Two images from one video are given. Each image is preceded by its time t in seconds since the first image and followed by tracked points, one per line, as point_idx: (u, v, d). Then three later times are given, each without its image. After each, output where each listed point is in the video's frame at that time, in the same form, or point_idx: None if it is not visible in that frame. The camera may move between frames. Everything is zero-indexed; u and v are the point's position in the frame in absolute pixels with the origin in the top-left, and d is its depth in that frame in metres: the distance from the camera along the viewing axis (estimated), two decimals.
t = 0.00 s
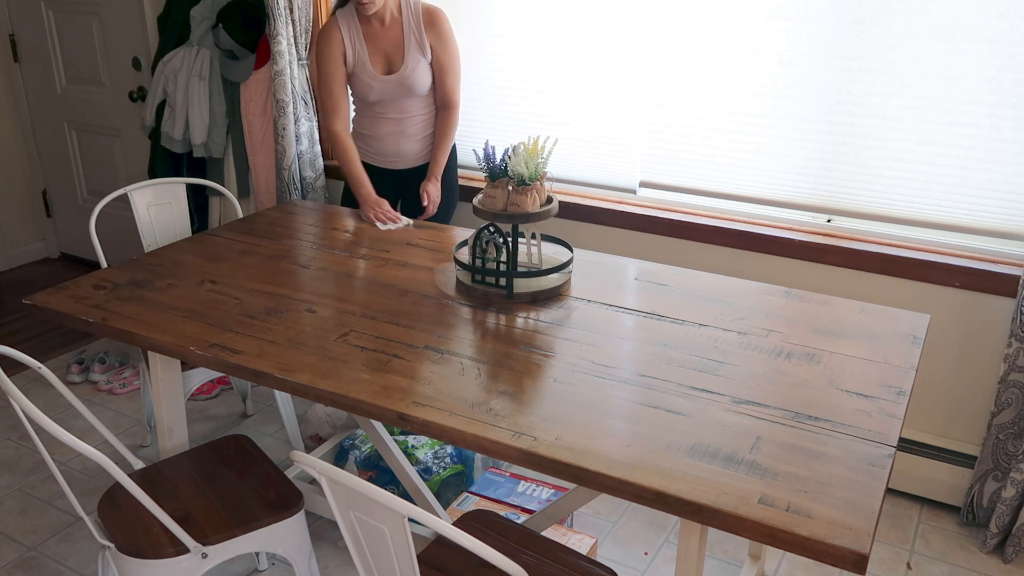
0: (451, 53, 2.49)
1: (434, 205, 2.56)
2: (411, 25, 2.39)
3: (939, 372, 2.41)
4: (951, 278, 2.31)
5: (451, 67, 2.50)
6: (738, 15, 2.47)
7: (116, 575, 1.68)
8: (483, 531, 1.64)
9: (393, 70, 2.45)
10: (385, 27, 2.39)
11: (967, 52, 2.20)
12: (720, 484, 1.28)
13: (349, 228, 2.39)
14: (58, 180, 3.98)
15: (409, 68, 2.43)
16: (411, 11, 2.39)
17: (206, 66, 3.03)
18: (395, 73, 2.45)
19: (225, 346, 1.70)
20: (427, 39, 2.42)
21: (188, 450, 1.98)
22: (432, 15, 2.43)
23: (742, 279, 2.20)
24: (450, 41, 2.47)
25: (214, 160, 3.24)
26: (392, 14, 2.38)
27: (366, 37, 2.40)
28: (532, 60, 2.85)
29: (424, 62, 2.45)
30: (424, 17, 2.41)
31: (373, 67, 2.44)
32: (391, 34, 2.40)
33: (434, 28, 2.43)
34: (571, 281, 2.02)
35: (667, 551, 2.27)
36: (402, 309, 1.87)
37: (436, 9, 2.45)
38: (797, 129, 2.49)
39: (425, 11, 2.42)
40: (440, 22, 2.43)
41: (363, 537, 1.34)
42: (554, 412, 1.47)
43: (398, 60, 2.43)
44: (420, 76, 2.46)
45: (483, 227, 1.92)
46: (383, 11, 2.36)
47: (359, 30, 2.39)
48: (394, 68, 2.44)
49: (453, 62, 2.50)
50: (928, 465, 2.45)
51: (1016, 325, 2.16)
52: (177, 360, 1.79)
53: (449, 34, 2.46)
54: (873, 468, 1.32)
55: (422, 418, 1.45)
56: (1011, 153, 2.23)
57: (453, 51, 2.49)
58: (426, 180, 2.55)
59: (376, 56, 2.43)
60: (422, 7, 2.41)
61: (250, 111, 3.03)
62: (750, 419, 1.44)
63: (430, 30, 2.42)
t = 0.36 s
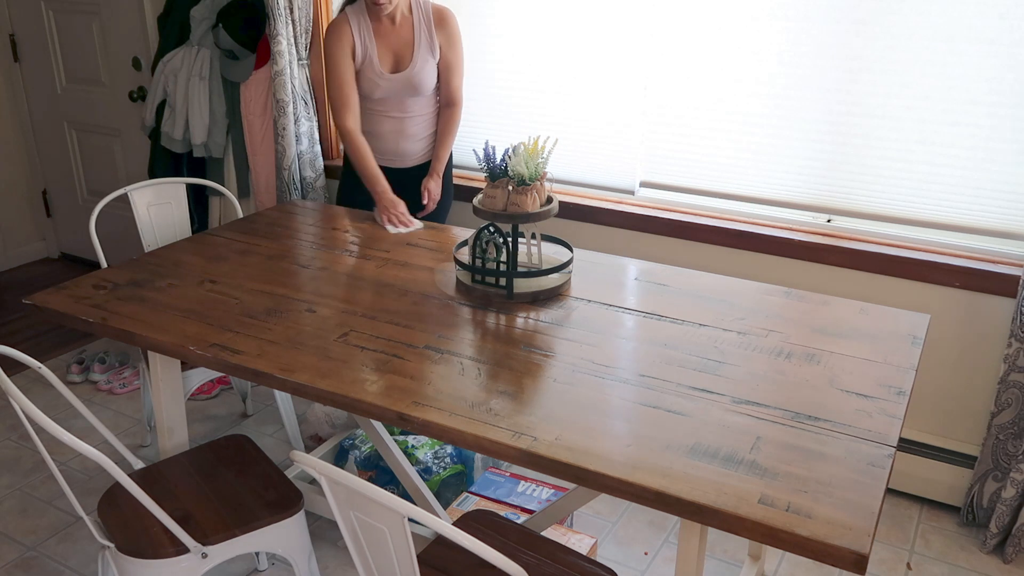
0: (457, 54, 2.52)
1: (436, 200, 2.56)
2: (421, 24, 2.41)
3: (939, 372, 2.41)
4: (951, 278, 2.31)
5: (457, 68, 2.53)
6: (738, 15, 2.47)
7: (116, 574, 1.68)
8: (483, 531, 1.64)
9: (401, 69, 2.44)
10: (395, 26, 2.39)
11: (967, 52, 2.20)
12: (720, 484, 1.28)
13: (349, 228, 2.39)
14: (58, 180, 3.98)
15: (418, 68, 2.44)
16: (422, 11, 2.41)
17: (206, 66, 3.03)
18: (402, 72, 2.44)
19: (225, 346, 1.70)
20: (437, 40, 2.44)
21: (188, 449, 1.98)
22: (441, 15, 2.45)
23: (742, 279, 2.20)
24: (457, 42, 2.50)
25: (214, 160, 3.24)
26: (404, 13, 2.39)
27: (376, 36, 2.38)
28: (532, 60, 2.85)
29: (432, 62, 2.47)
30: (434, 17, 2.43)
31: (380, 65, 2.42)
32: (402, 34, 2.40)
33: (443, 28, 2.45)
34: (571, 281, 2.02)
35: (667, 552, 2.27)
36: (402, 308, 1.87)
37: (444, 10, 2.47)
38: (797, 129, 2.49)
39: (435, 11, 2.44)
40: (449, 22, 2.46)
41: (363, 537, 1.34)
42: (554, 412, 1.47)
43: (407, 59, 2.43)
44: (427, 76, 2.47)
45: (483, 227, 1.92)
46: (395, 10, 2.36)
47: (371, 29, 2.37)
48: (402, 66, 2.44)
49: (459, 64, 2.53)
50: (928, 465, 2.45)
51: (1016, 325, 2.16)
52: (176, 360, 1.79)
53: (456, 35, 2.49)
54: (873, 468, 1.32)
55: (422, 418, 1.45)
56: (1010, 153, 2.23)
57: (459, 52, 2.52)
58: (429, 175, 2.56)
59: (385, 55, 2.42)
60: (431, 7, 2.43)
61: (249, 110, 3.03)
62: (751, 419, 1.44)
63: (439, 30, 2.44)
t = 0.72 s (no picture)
0: (465, 91, 2.51)
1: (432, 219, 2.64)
2: (435, 59, 2.39)
3: (939, 372, 2.41)
4: (951, 278, 2.31)
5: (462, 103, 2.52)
6: (738, 15, 2.47)
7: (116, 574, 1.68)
8: (483, 531, 1.64)
9: (406, 99, 2.44)
10: (410, 54, 2.36)
11: (967, 52, 2.20)
12: (720, 484, 1.28)
13: (349, 228, 2.39)
14: (58, 180, 3.98)
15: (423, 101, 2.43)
16: (440, 48, 2.39)
17: (206, 66, 3.02)
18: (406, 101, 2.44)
19: (225, 346, 1.70)
20: (448, 77, 2.43)
21: (187, 449, 1.98)
22: (458, 54, 2.43)
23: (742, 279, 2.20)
24: (467, 79, 2.49)
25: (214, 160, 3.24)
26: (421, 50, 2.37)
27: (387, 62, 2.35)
28: (532, 60, 2.85)
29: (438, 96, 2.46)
30: (451, 56, 2.41)
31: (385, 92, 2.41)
32: (414, 62, 2.38)
33: (456, 68, 2.44)
34: (571, 281, 2.02)
35: (667, 551, 2.27)
36: (402, 309, 1.87)
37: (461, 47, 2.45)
38: (797, 129, 2.49)
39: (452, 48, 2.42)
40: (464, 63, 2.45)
41: (363, 537, 1.34)
42: (555, 412, 1.47)
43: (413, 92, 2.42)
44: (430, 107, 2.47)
45: (484, 227, 1.92)
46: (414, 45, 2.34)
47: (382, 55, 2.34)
48: (407, 96, 2.43)
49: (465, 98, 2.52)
50: (928, 465, 2.45)
51: (1016, 325, 2.16)
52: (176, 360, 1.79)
53: (468, 74, 2.48)
54: (873, 468, 1.32)
55: (422, 418, 1.45)
56: (1011, 153, 2.23)
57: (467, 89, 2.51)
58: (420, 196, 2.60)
59: (391, 82, 2.40)
60: (450, 46, 2.41)
61: (249, 110, 3.03)
62: (751, 419, 1.44)
63: (453, 69, 2.43)
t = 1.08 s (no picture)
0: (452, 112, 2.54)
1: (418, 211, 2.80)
2: (429, 92, 2.38)
3: (939, 373, 2.41)
4: (951, 278, 2.31)
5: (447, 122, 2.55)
6: (738, 15, 2.47)
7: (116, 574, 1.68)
8: (483, 530, 1.64)
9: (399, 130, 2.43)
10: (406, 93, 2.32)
11: (968, 52, 2.20)
12: (720, 484, 1.28)
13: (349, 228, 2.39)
14: (58, 180, 3.98)
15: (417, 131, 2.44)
16: (433, 80, 2.38)
17: (206, 66, 3.02)
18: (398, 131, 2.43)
19: (225, 346, 1.70)
20: (440, 106, 2.44)
21: (187, 449, 1.98)
22: (449, 81, 2.43)
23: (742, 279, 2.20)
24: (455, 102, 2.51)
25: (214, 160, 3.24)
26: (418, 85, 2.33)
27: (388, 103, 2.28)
28: (532, 60, 2.85)
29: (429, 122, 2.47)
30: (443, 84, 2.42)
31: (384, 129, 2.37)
32: (410, 100, 2.34)
33: (448, 95, 2.45)
34: (571, 281, 2.02)
35: (667, 552, 2.27)
36: (402, 309, 1.87)
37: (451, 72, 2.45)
38: (797, 129, 2.49)
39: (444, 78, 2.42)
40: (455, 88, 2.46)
41: (363, 537, 1.34)
42: (555, 412, 1.47)
43: (408, 124, 2.41)
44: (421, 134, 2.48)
45: (484, 227, 1.92)
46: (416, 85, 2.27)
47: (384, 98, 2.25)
48: (401, 128, 2.42)
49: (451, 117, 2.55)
50: (928, 465, 2.45)
51: (1016, 325, 2.16)
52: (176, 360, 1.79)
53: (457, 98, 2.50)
54: (873, 468, 1.32)
55: (422, 418, 1.45)
56: (1011, 153, 2.23)
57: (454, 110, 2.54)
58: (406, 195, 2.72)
59: (390, 119, 2.35)
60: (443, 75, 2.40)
61: (249, 110, 3.02)
62: (751, 419, 1.44)
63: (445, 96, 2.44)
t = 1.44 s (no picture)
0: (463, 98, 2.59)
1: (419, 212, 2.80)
2: (452, 73, 2.43)
3: (939, 373, 2.41)
4: (951, 278, 2.31)
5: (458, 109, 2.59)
6: (738, 15, 2.47)
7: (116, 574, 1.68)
8: (482, 530, 1.64)
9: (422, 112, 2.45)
10: (434, 71, 2.37)
11: (967, 52, 2.20)
12: (720, 484, 1.28)
13: (348, 228, 2.39)
14: (58, 180, 3.98)
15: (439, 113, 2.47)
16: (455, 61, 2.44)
17: (206, 66, 3.02)
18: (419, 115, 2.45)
19: (225, 346, 1.70)
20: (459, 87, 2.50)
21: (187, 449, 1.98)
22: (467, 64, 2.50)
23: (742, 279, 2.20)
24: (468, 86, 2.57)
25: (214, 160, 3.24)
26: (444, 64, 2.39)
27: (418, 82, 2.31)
28: (532, 60, 2.85)
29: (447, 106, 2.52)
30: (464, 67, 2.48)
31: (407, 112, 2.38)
32: (436, 79, 2.40)
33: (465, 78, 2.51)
34: (571, 281, 2.02)
35: (667, 551, 2.27)
36: (402, 309, 1.87)
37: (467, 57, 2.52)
38: (797, 129, 2.49)
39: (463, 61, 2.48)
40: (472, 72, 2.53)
41: (363, 537, 1.34)
42: (555, 412, 1.47)
43: (429, 105, 2.45)
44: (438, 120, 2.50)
45: (484, 227, 1.92)
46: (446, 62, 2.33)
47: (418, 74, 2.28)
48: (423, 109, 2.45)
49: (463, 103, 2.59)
50: (928, 465, 2.45)
51: (1016, 325, 2.16)
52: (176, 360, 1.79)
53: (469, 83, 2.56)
54: (873, 468, 1.32)
55: (422, 418, 1.45)
56: (1010, 153, 2.23)
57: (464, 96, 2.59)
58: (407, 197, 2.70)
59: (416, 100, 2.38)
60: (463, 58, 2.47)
61: (249, 110, 3.03)
62: (751, 419, 1.44)
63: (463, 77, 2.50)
